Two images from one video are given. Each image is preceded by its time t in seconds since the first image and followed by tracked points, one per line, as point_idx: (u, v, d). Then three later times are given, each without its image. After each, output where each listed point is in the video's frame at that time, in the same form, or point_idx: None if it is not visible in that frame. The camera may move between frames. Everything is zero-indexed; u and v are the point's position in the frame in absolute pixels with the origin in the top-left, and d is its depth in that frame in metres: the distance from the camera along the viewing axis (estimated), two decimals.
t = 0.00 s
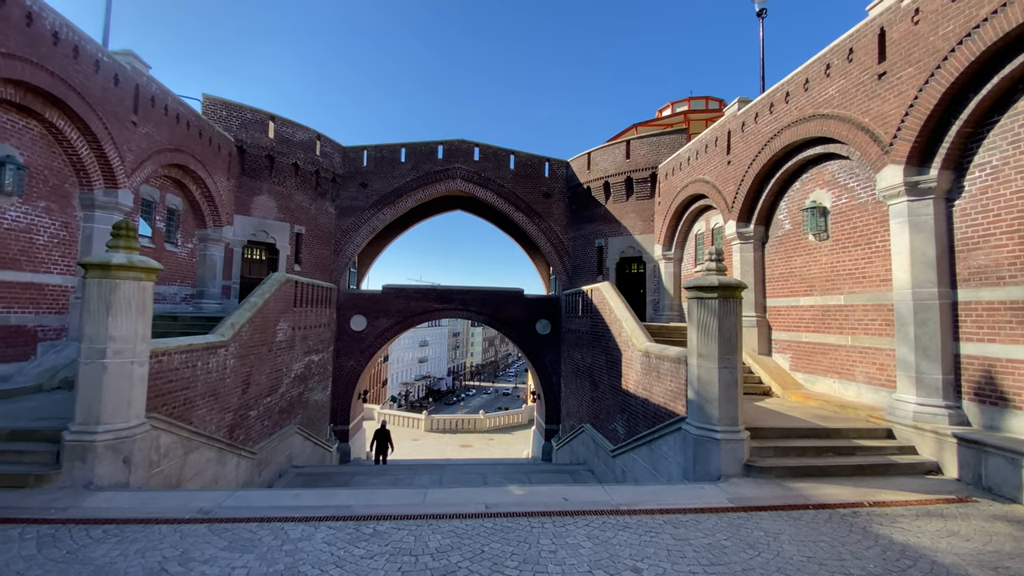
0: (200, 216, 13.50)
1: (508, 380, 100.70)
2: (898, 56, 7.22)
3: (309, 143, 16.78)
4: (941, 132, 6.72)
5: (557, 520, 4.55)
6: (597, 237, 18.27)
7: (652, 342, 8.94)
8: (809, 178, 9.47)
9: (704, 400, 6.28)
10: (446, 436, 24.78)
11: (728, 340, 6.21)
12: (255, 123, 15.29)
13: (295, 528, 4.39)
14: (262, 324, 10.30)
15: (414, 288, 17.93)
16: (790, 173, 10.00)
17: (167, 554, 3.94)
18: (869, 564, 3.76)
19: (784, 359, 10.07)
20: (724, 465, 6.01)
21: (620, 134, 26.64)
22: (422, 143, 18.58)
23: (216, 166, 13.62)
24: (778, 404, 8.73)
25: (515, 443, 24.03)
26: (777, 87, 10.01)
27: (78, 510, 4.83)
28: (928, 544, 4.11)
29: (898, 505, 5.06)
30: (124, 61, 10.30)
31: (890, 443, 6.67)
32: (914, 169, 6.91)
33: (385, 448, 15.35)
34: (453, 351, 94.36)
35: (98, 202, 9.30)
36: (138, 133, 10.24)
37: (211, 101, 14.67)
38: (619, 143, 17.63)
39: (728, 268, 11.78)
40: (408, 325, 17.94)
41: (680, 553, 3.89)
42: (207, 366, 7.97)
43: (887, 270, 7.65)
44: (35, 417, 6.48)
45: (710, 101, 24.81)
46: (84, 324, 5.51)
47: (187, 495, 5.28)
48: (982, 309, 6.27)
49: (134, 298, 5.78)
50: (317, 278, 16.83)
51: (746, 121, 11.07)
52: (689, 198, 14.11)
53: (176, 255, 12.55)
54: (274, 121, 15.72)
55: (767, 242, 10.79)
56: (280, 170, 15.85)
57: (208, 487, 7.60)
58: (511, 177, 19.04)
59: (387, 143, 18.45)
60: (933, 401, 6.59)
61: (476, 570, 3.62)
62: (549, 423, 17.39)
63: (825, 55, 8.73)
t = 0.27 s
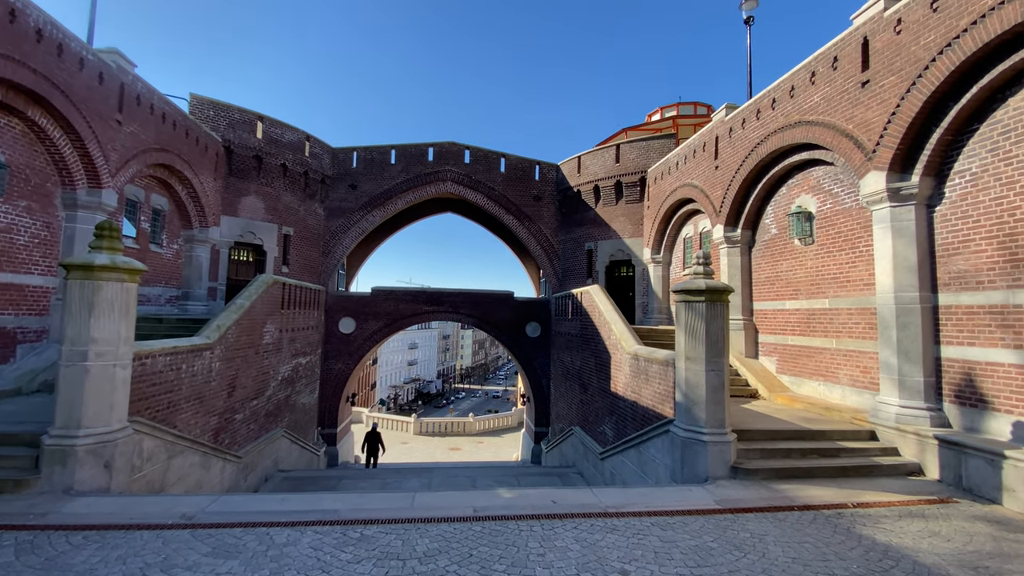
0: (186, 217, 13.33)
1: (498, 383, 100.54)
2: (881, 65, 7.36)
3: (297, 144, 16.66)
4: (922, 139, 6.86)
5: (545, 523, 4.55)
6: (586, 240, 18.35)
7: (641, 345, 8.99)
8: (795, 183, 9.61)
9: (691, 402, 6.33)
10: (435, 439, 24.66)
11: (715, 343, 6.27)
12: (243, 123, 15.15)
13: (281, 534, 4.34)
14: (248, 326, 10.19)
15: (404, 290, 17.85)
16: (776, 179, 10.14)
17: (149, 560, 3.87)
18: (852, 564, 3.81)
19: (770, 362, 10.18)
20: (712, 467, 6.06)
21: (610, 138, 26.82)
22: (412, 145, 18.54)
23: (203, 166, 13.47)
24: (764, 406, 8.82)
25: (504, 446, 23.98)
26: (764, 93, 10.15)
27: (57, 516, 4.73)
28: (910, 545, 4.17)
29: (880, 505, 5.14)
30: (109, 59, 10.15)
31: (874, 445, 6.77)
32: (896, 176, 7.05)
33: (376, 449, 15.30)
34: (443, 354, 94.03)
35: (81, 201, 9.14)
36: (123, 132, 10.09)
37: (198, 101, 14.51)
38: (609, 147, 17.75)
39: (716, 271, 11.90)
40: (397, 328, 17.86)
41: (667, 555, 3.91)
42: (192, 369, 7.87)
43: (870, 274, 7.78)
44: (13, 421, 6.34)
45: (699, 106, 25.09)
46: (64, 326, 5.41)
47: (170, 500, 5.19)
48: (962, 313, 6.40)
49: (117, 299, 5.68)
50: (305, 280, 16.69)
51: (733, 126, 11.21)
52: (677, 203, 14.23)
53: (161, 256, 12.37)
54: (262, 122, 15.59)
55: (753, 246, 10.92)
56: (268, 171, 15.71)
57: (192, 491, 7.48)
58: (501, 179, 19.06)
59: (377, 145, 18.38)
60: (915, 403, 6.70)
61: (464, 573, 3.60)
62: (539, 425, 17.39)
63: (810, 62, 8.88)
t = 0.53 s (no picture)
0: (170, 217, 13.13)
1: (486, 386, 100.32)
2: (863, 74, 7.51)
3: (284, 144, 16.52)
4: (902, 147, 7.02)
5: (532, 527, 4.54)
6: (575, 244, 18.44)
7: (628, 348, 9.04)
8: (780, 189, 9.76)
9: (677, 405, 6.38)
10: (422, 442, 24.51)
11: (700, 347, 6.33)
12: (229, 123, 14.98)
13: (264, 539, 4.28)
14: (233, 329, 10.06)
15: (392, 292, 17.76)
16: (761, 185, 10.29)
17: (128, 568, 3.79)
18: (833, 565, 3.87)
19: (755, 365, 10.30)
20: (697, 469, 6.11)
21: (599, 141, 26.98)
22: (401, 147, 18.49)
23: (187, 166, 13.29)
24: (749, 409, 8.91)
25: (492, 449, 23.93)
26: (749, 100, 10.31)
27: (33, 522, 4.61)
28: (889, 546, 4.25)
29: (861, 507, 5.23)
30: (92, 57, 9.97)
31: (855, 447, 6.88)
32: (878, 183, 7.19)
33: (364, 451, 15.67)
34: (431, 356, 93.60)
35: (61, 201, 8.96)
36: (105, 130, 9.92)
37: (183, 100, 14.32)
38: (597, 151, 17.86)
39: (702, 275, 12.02)
40: (385, 330, 17.76)
41: (652, 557, 3.93)
42: (174, 372, 7.74)
43: (852, 279, 7.92)
44: None
45: (687, 112, 25.36)
46: (42, 328, 5.29)
47: (150, 506, 5.09)
48: (940, 317, 6.54)
49: (97, 301, 5.58)
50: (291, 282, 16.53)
51: (719, 132, 11.35)
52: (665, 207, 14.36)
53: (143, 256, 12.17)
54: (249, 122, 15.44)
55: (739, 251, 11.06)
56: (254, 171, 15.55)
57: (173, 497, 7.35)
58: (490, 182, 19.07)
59: (365, 146, 18.29)
60: (895, 405, 6.83)
61: None
62: (527, 428, 17.38)
63: (794, 71, 9.04)
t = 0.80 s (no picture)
0: (150, 216, 12.89)
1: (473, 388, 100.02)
2: (843, 84, 7.68)
3: (269, 144, 16.34)
4: (881, 155, 7.19)
5: (517, 530, 4.54)
6: (562, 247, 18.51)
7: (614, 351, 9.09)
8: (762, 195, 9.92)
9: (662, 408, 6.44)
10: (408, 446, 24.35)
11: (685, 350, 6.39)
12: (213, 122, 14.77)
13: (245, 545, 4.22)
14: (215, 330, 9.90)
15: (378, 294, 17.64)
16: (745, 190, 10.45)
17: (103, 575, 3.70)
18: (812, 565, 3.93)
19: (738, 368, 10.43)
20: (681, 471, 6.16)
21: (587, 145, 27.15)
22: (389, 148, 18.40)
23: (169, 164, 13.06)
24: (732, 411, 9.02)
25: (479, 452, 23.84)
26: (733, 107, 10.47)
27: (4, 529, 4.48)
28: (867, 546, 4.33)
29: (840, 508, 5.32)
30: (71, 52, 9.75)
31: (835, 449, 7.00)
32: (857, 190, 7.36)
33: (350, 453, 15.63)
34: (418, 359, 93.13)
35: (37, 199, 8.75)
36: (84, 127, 9.72)
37: (166, 97, 14.09)
38: (584, 155, 17.98)
39: (687, 279, 12.15)
40: (371, 332, 17.62)
41: (636, 559, 3.95)
42: (153, 375, 7.59)
43: (832, 284, 8.07)
44: None
45: (673, 117, 25.67)
46: (17, 330, 5.16)
47: (128, 512, 4.98)
48: (917, 322, 6.70)
49: (74, 302, 5.45)
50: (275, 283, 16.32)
51: (704, 138, 11.51)
52: (650, 211, 14.49)
53: (123, 256, 11.92)
54: (233, 121, 15.24)
55: (723, 255, 11.21)
56: (238, 171, 15.35)
57: (151, 502, 7.20)
58: (478, 185, 19.07)
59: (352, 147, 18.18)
60: (873, 408, 6.97)
61: None
62: (513, 431, 17.37)
63: (777, 79, 9.20)
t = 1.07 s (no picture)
0: (127, 215, 12.60)
1: (458, 391, 99.60)
2: (821, 93, 7.85)
3: (252, 142, 16.11)
4: (857, 163, 7.37)
5: (500, 533, 4.53)
6: (548, 250, 18.57)
7: (598, 353, 9.14)
8: (744, 201, 10.09)
9: (644, 410, 6.49)
10: (392, 449, 24.14)
11: (667, 353, 6.46)
12: (194, 119, 14.51)
13: (222, 551, 4.14)
14: (193, 332, 9.71)
15: (362, 296, 17.49)
16: (727, 196, 10.61)
17: None
18: (789, 565, 3.99)
19: (719, 370, 10.57)
20: (663, 473, 6.22)
21: (573, 149, 27.31)
22: (374, 148, 18.29)
23: (148, 162, 12.80)
24: (713, 413, 9.13)
25: (463, 455, 23.74)
26: (716, 114, 10.63)
27: None
28: (843, 545, 4.41)
29: (818, 508, 5.42)
30: (47, 46, 9.48)
31: (813, 450, 7.13)
32: (835, 197, 7.52)
33: (334, 452, 15.90)
34: (402, 361, 92.48)
35: (9, 196, 8.50)
36: (60, 123, 9.47)
37: (145, 94, 13.80)
38: (570, 159, 18.08)
39: (670, 283, 12.29)
40: (354, 334, 17.45)
41: (617, 561, 3.98)
42: (129, 377, 7.41)
43: (811, 288, 8.23)
44: None
45: (657, 122, 25.98)
46: None
47: (100, 518, 4.85)
48: (891, 325, 6.88)
49: (46, 303, 5.30)
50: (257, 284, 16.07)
51: (687, 144, 11.66)
52: (635, 215, 14.63)
53: (98, 255, 11.63)
54: (214, 118, 15.00)
55: (705, 259, 11.36)
56: (220, 169, 15.10)
57: (125, 508, 7.02)
58: (464, 187, 19.03)
59: (337, 147, 18.02)
60: (849, 410, 7.13)
61: None
62: (498, 434, 17.34)
63: (758, 87, 9.37)
